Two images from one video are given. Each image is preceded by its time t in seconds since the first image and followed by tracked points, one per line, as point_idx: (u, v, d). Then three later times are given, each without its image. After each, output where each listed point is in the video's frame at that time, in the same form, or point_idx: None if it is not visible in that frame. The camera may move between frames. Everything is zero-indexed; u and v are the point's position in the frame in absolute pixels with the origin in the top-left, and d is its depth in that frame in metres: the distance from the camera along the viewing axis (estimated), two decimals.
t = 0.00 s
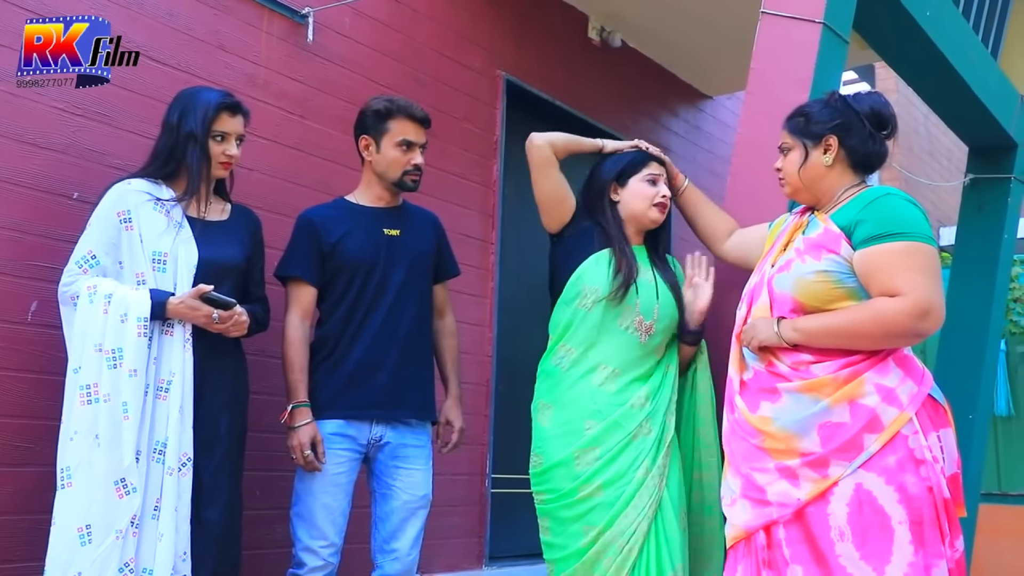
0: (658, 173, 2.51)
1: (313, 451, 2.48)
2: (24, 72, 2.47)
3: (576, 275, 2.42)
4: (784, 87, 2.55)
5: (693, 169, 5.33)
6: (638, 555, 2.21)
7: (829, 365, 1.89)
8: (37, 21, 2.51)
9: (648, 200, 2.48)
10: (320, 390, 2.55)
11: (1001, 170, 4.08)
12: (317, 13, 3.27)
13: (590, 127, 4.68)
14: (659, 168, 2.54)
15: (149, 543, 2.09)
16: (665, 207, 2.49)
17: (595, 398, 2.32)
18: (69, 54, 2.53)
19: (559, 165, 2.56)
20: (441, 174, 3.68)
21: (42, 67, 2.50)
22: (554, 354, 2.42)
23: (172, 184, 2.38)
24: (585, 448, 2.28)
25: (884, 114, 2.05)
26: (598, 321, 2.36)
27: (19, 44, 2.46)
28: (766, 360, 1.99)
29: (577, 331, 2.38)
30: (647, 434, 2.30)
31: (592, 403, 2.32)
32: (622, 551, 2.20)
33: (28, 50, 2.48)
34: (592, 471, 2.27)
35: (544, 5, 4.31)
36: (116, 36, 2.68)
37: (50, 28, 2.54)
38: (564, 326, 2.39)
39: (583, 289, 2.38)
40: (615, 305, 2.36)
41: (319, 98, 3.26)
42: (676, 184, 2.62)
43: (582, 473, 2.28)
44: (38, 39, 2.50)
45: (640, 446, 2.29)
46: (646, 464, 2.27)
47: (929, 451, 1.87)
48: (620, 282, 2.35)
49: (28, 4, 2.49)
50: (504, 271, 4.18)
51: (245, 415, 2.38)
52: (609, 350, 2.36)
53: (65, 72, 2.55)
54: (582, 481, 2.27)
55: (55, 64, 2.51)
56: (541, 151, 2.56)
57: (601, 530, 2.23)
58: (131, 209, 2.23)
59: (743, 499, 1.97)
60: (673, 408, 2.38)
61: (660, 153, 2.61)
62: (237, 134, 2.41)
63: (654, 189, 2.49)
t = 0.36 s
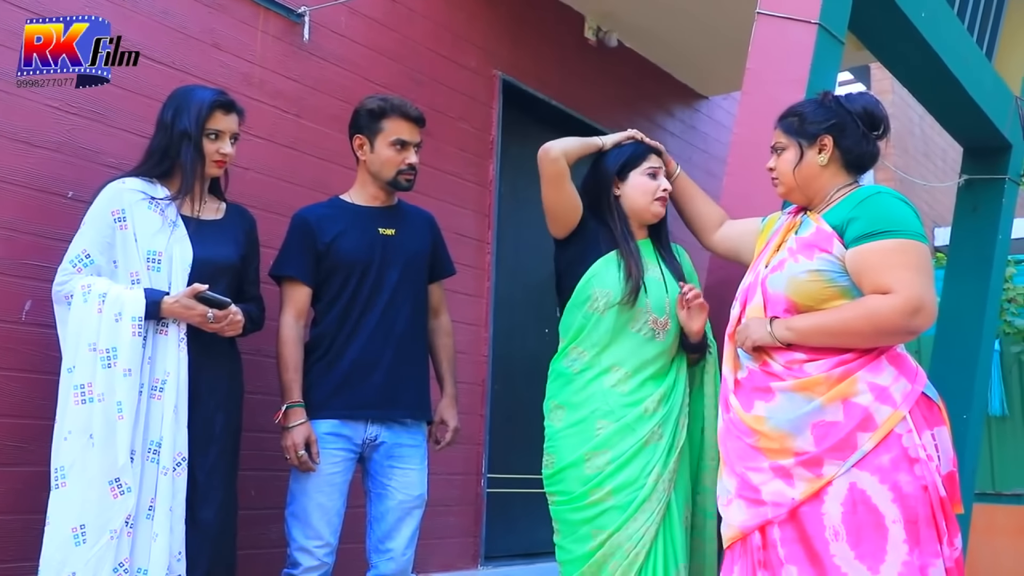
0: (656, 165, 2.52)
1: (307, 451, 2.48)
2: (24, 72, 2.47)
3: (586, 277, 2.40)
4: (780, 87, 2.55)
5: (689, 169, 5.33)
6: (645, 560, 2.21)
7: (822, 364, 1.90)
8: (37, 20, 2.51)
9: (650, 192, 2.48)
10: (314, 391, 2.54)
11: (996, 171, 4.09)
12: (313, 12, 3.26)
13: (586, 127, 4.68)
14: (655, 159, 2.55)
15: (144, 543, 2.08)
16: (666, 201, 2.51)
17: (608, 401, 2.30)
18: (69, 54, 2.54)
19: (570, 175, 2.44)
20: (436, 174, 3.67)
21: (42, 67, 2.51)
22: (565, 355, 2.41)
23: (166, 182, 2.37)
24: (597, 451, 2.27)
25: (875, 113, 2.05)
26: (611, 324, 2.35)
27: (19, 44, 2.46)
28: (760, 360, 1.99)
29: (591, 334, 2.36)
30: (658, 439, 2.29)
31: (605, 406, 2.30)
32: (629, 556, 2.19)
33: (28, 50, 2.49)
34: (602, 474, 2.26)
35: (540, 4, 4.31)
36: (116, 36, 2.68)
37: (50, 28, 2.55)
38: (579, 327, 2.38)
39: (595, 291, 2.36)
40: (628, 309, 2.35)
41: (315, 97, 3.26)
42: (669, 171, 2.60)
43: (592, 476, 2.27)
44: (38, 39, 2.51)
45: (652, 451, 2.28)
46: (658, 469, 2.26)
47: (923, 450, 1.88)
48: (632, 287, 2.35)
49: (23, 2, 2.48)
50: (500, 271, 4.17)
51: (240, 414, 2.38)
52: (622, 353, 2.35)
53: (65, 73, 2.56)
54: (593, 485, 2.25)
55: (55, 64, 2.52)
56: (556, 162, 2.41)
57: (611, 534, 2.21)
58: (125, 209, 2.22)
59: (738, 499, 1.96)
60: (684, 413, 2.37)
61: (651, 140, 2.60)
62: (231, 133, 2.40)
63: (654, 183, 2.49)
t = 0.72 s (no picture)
0: (655, 163, 2.52)
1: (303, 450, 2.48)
2: (24, 72, 2.48)
3: (593, 279, 2.39)
4: (774, 87, 2.56)
5: (684, 168, 5.33)
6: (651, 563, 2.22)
7: (815, 363, 1.90)
8: (37, 21, 2.52)
9: (651, 191, 2.48)
10: (310, 390, 2.54)
11: (989, 171, 4.10)
12: (307, 11, 3.26)
13: (581, 126, 4.68)
14: (654, 157, 2.54)
15: (136, 542, 2.08)
16: (667, 198, 2.50)
17: (619, 403, 2.31)
18: (69, 54, 2.55)
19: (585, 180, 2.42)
20: (430, 173, 3.67)
21: (42, 67, 2.52)
22: (574, 356, 2.41)
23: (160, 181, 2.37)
24: (607, 453, 2.27)
25: (872, 113, 2.06)
26: (621, 326, 2.35)
27: (19, 44, 2.48)
28: (753, 357, 2.00)
29: (602, 336, 2.36)
30: (667, 443, 2.30)
31: (616, 408, 2.30)
32: (636, 558, 2.20)
33: (29, 50, 2.49)
34: (611, 476, 2.26)
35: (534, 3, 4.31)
36: (116, 36, 2.69)
37: (51, 28, 2.56)
38: (589, 329, 2.37)
39: (605, 294, 2.36)
40: (636, 311, 2.36)
41: (309, 96, 3.26)
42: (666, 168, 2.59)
43: (600, 478, 2.27)
44: (38, 39, 2.52)
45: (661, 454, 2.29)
46: (667, 473, 2.26)
47: (914, 450, 1.88)
48: (641, 289, 2.35)
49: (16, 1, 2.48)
50: (495, 270, 4.17)
51: (235, 414, 2.38)
52: (632, 355, 2.36)
53: (65, 73, 2.57)
54: (601, 487, 2.26)
55: (55, 64, 2.53)
56: (573, 166, 2.39)
57: (619, 537, 2.22)
58: (119, 207, 2.22)
59: (729, 497, 1.97)
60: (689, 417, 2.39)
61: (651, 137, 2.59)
62: (223, 130, 2.40)
63: (654, 181, 2.49)
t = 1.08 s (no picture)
0: (653, 154, 2.50)
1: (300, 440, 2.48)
2: (24, 72, 2.50)
3: (586, 268, 2.40)
4: (770, 75, 2.55)
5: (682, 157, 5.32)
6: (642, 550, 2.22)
7: (814, 350, 1.91)
8: (37, 21, 2.53)
9: (645, 182, 2.46)
10: (308, 380, 2.55)
11: (987, 160, 4.10)
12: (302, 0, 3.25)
13: (578, 115, 4.67)
14: (652, 148, 2.52)
15: (131, 530, 2.09)
16: (661, 190, 2.48)
17: (610, 391, 2.31)
18: (69, 54, 2.56)
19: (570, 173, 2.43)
20: (426, 162, 3.67)
21: (42, 67, 2.53)
22: (568, 345, 2.41)
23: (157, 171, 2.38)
24: (598, 441, 2.27)
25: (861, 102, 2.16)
26: (614, 314, 2.36)
27: (19, 44, 2.49)
28: (751, 344, 1.99)
29: (595, 324, 2.37)
30: (659, 432, 2.30)
31: (608, 396, 2.31)
32: (626, 546, 2.21)
33: (29, 50, 2.51)
34: (602, 463, 2.27)
35: None
36: (116, 36, 2.70)
37: (51, 28, 2.56)
38: (582, 317, 2.38)
39: (596, 282, 2.36)
40: (628, 299, 2.36)
41: (305, 85, 3.25)
42: (666, 157, 2.57)
43: (591, 466, 2.27)
44: (38, 39, 2.53)
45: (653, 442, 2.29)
46: (659, 461, 2.27)
47: (911, 438, 1.89)
48: (633, 277, 2.35)
49: None
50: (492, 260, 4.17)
51: (234, 403, 2.37)
52: (624, 343, 2.36)
53: (64, 72, 2.57)
54: (591, 475, 2.26)
55: (55, 64, 2.54)
56: (556, 160, 2.40)
57: (610, 525, 2.22)
58: (118, 198, 2.22)
59: (725, 484, 1.97)
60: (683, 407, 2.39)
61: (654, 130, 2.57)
62: (208, 115, 2.36)
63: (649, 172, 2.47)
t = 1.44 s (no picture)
0: (641, 137, 2.42)
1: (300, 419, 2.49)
2: (24, 72, 2.49)
3: (572, 248, 2.46)
4: (770, 53, 2.54)
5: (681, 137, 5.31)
6: (628, 536, 2.20)
7: (821, 331, 1.91)
8: (38, 21, 2.51)
9: (620, 167, 2.42)
10: (308, 359, 2.55)
11: (987, 139, 4.09)
12: None
13: (577, 94, 4.66)
14: (645, 131, 2.44)
15: (129, 505, 2.10)
16: (642, 173, 2.41)
17: (595, 375, 2.32)
18: (69, 54, 2.55)
19: (544, 160, 2.51)
20: (426, 142, 3.66)
21: (41, 67, 2.51)
22: (560, 329, 2.45)
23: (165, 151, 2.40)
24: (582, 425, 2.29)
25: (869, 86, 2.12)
26: (598, 296, 2.38)
27: (19, 46, 2.47)
28: (757, 326, 2.00)
29: (580, 308, 2.40)
30: (648, 419, 2.26)
31: (593, 380, 2.32)
32: (611, 536, 2.20)
33: (28, 50, 2.49)
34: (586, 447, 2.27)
35: None
36: (115, 36, 2.69)
37: (51, 28, 2.55)
38: (567, 302, 2.44)
39: (577, 263, 2.42)
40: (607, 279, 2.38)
41: (303, 64, 3.23)
42: (676, 133, 2.50)
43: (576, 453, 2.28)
44: (38, 39, 2.51)
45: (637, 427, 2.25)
46: (645, 449, 2.23)
47: (916, 418, 1.90)
48: (609, 254, 2.36)
49: None
50: (491, 240, 4.16)
51: (235, 382, 2.34)
52: (609, 324, 2.36)
53: (64, 72, 2.56)
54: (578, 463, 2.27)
55: (56, 64, 2.52)
56: (525, 151, 2.50)
57: (594, 515, 2.22)
58: (121, 176, 2.24)
59: (731, 464, 1.97)
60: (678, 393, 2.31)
61: (654, 107, 2.48)
62: (183, 88, 2.34)
63: (623, 157, 2.42)
